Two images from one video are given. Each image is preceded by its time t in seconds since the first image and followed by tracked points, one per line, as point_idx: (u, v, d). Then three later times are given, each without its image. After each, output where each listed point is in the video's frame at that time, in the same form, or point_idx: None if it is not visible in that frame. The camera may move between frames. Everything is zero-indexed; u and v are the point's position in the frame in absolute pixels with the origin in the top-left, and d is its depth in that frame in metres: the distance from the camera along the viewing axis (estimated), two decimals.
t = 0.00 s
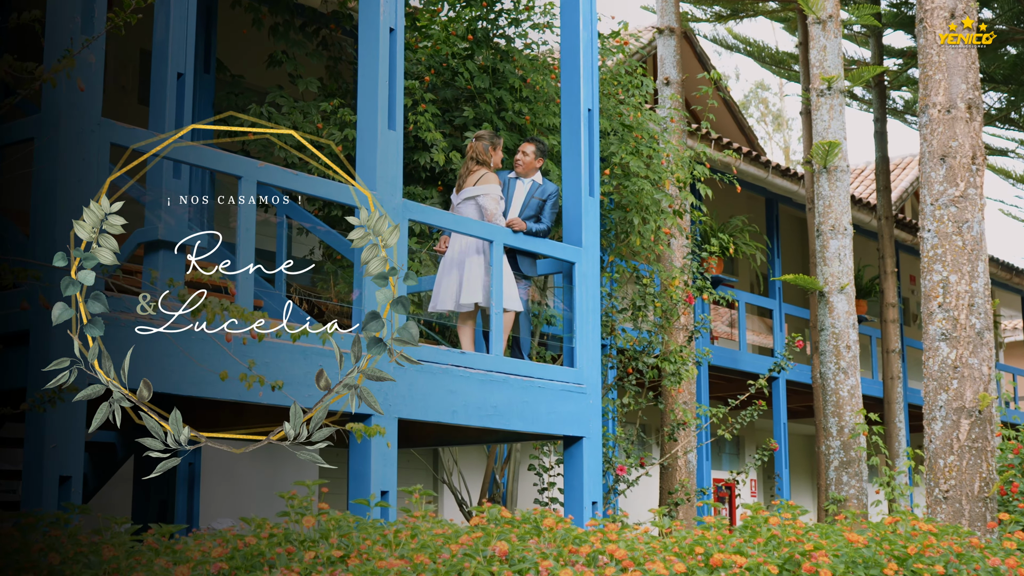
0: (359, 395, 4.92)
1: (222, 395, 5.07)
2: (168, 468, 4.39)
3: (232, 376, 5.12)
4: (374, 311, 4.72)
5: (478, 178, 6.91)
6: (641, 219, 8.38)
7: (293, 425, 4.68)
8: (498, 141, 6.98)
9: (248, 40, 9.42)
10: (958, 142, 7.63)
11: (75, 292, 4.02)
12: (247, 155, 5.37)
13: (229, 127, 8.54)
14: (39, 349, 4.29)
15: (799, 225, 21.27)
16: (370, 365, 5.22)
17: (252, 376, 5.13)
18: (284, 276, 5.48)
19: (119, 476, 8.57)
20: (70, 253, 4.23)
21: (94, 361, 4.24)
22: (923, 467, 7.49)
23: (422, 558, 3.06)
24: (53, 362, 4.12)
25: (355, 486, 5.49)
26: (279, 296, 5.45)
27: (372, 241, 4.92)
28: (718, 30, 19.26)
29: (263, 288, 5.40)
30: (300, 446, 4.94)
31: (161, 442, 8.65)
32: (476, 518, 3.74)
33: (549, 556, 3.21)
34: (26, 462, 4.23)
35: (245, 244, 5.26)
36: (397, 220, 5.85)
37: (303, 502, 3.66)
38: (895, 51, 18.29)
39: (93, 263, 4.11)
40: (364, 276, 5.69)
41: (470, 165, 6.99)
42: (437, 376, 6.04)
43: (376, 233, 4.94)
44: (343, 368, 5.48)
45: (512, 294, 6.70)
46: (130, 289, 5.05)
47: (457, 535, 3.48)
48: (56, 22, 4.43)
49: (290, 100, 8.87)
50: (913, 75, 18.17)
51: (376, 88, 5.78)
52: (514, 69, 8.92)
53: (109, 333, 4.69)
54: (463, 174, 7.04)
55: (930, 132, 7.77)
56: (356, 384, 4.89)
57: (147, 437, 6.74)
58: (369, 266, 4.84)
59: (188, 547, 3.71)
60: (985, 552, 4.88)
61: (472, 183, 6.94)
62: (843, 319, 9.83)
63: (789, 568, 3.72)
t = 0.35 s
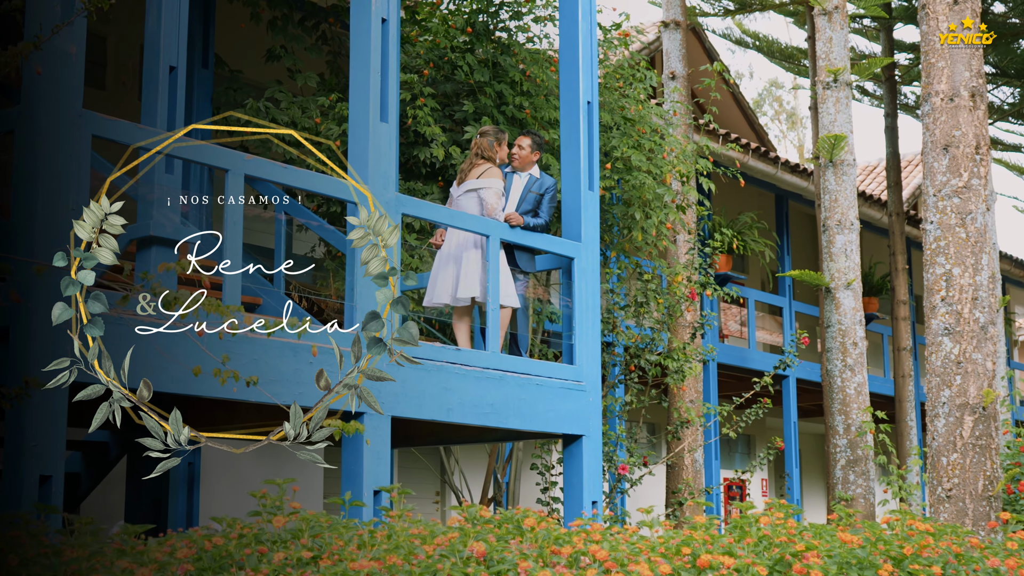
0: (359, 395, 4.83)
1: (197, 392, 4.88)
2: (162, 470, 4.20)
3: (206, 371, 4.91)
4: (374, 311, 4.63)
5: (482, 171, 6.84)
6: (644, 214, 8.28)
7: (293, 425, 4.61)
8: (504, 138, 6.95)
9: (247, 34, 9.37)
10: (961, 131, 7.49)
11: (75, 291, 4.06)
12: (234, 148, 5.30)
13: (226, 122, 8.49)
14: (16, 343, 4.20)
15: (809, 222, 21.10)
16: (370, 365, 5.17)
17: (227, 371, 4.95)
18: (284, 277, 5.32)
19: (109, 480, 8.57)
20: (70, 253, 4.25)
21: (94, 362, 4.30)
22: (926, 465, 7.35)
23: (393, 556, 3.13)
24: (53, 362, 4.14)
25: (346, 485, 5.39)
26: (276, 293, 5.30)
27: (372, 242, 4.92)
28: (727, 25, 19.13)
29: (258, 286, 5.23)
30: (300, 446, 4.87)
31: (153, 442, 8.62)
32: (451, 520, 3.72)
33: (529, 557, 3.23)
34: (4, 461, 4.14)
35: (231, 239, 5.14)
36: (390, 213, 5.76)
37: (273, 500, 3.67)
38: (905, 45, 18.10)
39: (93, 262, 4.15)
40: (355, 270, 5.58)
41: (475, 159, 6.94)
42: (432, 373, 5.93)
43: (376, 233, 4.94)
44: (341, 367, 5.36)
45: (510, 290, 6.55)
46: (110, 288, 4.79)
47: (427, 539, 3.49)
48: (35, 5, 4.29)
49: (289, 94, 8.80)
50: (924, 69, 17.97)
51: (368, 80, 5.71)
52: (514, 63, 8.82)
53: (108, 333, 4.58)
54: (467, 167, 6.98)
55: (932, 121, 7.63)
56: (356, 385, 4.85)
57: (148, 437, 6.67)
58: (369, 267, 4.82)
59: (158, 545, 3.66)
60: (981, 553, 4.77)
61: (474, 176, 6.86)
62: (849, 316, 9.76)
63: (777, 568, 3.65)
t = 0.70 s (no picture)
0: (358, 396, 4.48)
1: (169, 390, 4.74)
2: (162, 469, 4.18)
3: (178, 369, 4.78)
4: (374, 311, 4.36)
5: (483, 165, 6.65)
6: (647, 209, 8.15)
7: (293, 425, 4.36)
8: (506, 132, 6.82)
9: (247, 29, 9.29)
10: (968, 121, 7.32)
11: (76, 291, 3.88)
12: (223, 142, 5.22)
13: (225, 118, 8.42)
14: None
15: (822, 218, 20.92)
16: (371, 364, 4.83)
17: (199, 369, 4.78)
18: (283, 275, 5.11)
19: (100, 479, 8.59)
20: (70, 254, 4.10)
21: (94, 362, 4.19)
22: (933, 465, 7.19)
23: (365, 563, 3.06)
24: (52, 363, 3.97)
25: (338, 486, 5.29)
26: (275, 291, 5.12)
27: (372, 240, 4.56)
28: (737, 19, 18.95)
29: (257, 284, 5.08)
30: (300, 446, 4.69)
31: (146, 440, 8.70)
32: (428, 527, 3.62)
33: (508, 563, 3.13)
34: None
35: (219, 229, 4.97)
36: (383, 207, 5.64)
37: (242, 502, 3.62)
38: (918, 38, 17.86)
39: (92, 262, 3.96)
40: (348, 266, 5.43)
41: (476, 154, 6.73)
42: (427, 371, 5.82)
43: (376, 233, 4.64)
44: (341, 368, 5.31)
45: (507, 287, 6.41)
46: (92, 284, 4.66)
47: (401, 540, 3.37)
48: None
49: (289, 89, 8.71)
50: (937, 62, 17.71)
51: (360, 72, 5.60)
52: (516, 56, 8.68)
53: (109, 333, 4.54)
54: (468, 161, 6.79)
55: (938, 111, 7.46)
56: (356, 386, 4.43)
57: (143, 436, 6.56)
58: (369, 265, 4.50)
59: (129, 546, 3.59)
60: (980, 557, 4.63)
61: (476, 170, 6.68)
62: (858, 313, 9.65)
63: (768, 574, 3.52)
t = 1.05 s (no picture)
0: (359, 395, 4.60)
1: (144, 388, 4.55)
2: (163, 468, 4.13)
3: (153, 366, 4.58)
4: (374, 311, 4.42)
5: (485, 159, 6.44)
6: (654, 204, 8.02)
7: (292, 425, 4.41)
8: (511, 126, 6.58)
9: (251, 23, 9.21)
10: (980, 109, 7.16)
11: (75, 291, 3.95)
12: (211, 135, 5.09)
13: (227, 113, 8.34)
14: None
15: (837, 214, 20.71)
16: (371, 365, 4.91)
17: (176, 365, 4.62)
18: (285, 275, 5.05)
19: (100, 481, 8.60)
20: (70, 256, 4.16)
21: (94, 362, 4.21)
22: (945, 465, 7.02)
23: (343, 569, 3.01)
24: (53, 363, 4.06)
25: (335, 486, 5.18)
26: (276, 288, 5.05)
27: (372, 241, 4.65)
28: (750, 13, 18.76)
29: (259, 282, 5.05)
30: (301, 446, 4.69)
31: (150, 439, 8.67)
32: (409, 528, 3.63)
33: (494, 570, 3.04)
34: None
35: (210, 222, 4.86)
36: (381, 201, 5.53)
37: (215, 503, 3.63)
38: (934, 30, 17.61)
39: (93, 261, 4.03)
40: (345, 261, 5.29)
41: (478, 148, 6.54)
42: (426, 369, 5.70)
43: (376, 233, 4.68)
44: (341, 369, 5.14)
45: (510, 283, 6.29)
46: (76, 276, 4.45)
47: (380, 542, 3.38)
48: None
49: (292, 84, 8.62)
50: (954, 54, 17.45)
51: (356, 63, 5.49)
52: (522, 49, 8.56)
53: (109, 333, 4.43)
54: (471, 155, 6.57)
55: (949, 100, 7.30)
56: (356, 385, 4.58)
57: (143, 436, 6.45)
58: (369, 266, 4.56)
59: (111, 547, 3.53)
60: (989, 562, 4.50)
61: (478, 164, 6.48)
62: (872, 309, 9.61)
63: None
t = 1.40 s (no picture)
0: (359, 395, 4.57)
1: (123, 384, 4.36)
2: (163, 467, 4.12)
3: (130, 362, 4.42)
4: (374, 311, 4.38)
5: (494, 152, 6.33)
6: (665, 198, 7.88)
7: (293, 425, 4.35)
8: (517, 118, 6.46)
9: (257, 17, 9.13)
10: (998, 96, 6.98)
11: (75, 291, 3.93)
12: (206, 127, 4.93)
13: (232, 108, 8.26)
14: None
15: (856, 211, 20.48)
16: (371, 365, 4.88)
17: (154, 361, 4.44)
18: (291, 274, 5.00)
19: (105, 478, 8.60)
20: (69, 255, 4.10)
21: (94, 361, 4.17)
22: (962, 463, 6.84)
23: None
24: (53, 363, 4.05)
25: (334, 487, 5.07)
26: (283, 284, 5.00)
27: (372, 242, 4.65)
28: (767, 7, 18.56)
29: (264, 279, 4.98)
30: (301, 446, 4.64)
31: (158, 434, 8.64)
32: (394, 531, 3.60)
33: None
34: None
35: (203, 219, 4.72)
36: (380, 194, 5.40)
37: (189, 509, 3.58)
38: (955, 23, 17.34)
39: (93, 262, 4.00)
40: (344, 256, 5.18)
41: (486, 140, 6.40)
42: (428, 366, 5.58)
43: (376, 233, 4.67)
44: (341, 368, 5.04)
45: (515, 279, 6.18)
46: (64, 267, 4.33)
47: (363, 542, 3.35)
48: None
49: (298, 78, 8.54)
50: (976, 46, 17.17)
51: (356, 54, 5.38)
52: (531, 42, 8.44)
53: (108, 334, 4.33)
54: (476, 147, 6.45)
55: (966, 86, 7.11)
56: (356, 385, 4.61)
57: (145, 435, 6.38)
58: (369, 267, 4.54)
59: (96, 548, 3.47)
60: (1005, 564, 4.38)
61: (485, 157, 6.35)
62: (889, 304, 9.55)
63: None
